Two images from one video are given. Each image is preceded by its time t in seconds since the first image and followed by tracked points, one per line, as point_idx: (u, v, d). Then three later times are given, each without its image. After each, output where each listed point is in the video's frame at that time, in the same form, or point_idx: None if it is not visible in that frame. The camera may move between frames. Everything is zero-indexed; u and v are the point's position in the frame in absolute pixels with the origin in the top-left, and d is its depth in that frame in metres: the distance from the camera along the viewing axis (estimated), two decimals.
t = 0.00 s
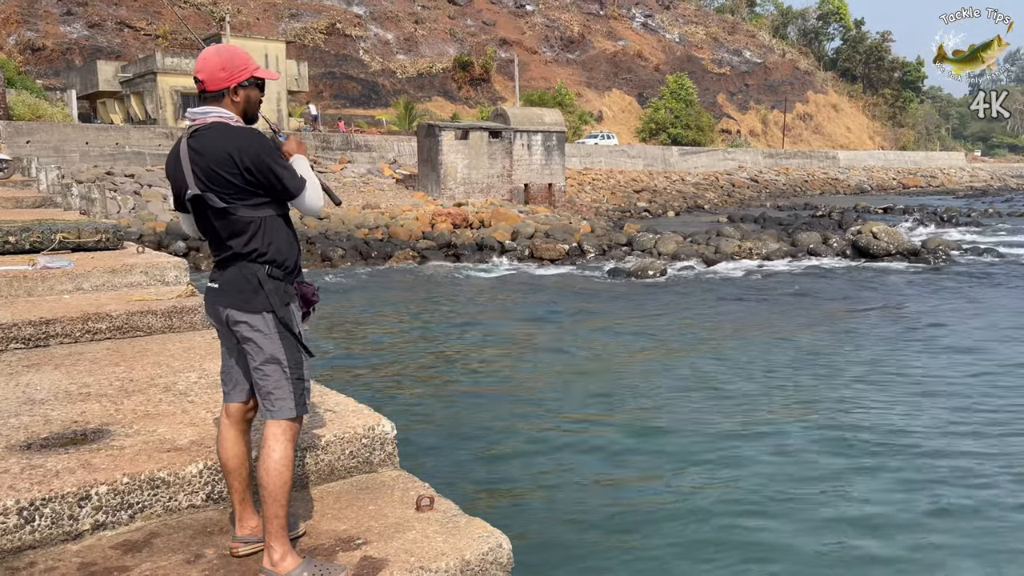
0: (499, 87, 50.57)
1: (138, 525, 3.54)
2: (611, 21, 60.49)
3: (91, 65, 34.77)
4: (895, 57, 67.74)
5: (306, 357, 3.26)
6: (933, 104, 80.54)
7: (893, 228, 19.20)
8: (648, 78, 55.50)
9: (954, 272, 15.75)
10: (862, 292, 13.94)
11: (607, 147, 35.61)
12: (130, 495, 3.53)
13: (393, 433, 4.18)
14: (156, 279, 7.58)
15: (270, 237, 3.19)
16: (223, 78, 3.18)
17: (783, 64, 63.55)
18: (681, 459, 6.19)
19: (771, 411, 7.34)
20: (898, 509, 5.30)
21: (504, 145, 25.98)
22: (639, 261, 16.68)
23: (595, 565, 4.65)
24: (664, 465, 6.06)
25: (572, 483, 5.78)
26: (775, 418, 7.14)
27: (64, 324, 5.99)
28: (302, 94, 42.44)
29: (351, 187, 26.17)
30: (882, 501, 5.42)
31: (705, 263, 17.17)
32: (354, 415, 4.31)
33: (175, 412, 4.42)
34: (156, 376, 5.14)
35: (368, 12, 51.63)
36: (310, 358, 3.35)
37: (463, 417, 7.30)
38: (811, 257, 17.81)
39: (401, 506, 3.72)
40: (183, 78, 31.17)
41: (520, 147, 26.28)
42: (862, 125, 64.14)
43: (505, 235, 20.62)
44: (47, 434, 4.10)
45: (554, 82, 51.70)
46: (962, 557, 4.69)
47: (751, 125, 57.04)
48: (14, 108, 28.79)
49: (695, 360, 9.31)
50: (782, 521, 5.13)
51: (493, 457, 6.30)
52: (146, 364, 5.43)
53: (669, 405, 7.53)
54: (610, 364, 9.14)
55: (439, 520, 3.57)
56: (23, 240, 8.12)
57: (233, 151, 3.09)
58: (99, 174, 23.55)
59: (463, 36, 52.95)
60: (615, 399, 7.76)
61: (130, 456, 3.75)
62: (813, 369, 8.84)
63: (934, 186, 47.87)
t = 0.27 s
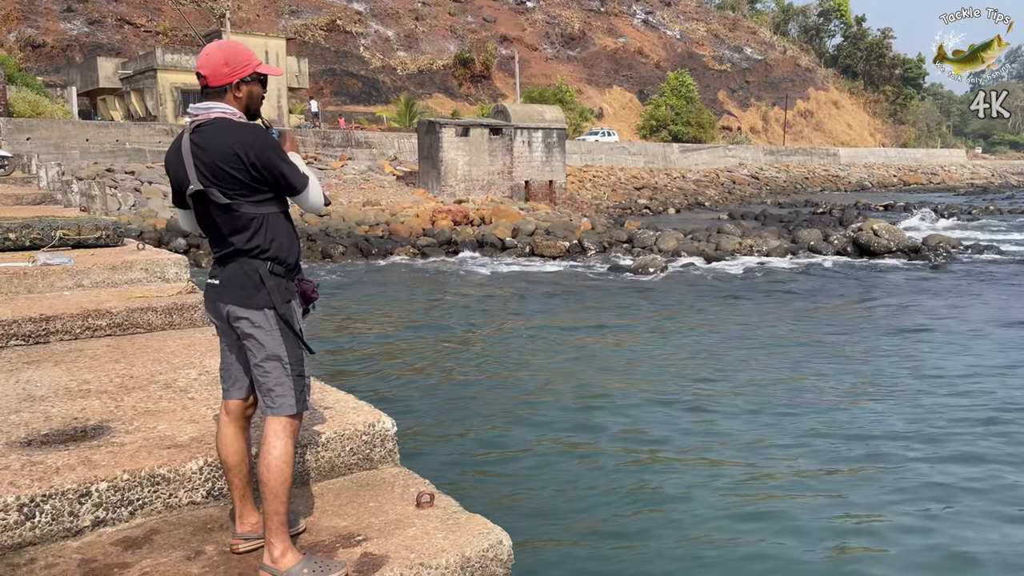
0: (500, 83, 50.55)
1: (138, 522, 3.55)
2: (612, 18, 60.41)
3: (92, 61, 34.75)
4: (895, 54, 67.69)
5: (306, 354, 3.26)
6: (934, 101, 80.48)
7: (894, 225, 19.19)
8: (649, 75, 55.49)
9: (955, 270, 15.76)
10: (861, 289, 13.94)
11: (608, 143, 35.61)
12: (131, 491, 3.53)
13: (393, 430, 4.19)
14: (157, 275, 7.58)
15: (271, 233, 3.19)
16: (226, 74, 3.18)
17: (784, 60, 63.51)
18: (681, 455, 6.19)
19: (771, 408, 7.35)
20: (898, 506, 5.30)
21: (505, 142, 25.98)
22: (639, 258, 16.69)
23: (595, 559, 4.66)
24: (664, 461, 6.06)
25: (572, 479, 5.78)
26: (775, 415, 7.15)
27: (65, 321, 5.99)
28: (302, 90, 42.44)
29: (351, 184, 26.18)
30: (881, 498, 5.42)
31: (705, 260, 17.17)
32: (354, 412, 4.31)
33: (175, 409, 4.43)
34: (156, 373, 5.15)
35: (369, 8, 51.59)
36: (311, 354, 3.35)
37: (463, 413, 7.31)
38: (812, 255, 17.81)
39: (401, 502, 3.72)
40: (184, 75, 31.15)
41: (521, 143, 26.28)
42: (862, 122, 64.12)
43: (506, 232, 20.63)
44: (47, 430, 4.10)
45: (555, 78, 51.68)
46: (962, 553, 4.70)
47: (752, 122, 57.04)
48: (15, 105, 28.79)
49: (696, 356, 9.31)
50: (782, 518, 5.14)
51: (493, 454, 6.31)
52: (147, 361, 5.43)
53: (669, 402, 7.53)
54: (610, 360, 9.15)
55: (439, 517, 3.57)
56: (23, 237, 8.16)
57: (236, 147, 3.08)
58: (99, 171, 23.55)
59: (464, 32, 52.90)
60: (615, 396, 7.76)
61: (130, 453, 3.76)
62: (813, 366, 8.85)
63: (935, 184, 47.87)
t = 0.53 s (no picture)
0: (502, 79, 50.48)
1: (141, 517, 3.55)
2: (615, 12, 60.22)
3: (94, 57, 34.74)
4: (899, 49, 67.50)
5: (308, 349, 3.26)
6: (938, 96, 80.25)
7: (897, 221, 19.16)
8: (651, 70, 55.40)
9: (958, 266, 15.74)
10: (864, 285, 13.93)
11: (610, 139, 35.56)
12: (134, 486, 3.54)
13: (395, 426, 4.19)
14: (159, 271, 7.58)
15: (275, 228, 3.19)
16: (234, 69, 3.18)
17: (787, 55, 63.37)
18: (683, 451, 6.20)
19: (773, 404, 7.35)
20: (902, 502, 5.30)
21: (507, 137, 25.95)
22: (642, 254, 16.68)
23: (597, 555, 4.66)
24: (666, 457, 6.07)
25: (574, 475, 5.78)
26: (777, 411, 7.14)
27: (67, 316, 6.00)
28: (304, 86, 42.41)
29: (354, 180, 26.18)
30: (884, 495, 5.42)
31: (708, 255, 17.15)
32: (356, 407, 4.32)
33: (178, 404, 4.43)
34: (159, 369, 5.16)
35: (371, 3, 51.51)
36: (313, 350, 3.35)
37: (465, 409, 7.31)
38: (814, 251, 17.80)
39: (404, 498, 3.72)
40: (186, 70, 31.15)
41: (523, 139, 26.25)
42: (865, 117, 63.99)
43: (508, 227, 20.62)
44: (49, 425, 4.11)
45: (557, 73, 51.60)
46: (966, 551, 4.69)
47: (754, 117, 56.98)
48: (17, 101, 28.81)
49: (698, 353, 9.31)
50: (784, 514, 5.13)
51: (495, 449, 6.31)
52: (150, 356, 5.44)
53: (671, 398, 7.53)
54: (613, 356, 9.14)
55: (442, 512, 3.58)
56: (26, 232, 8.19)
57: (244, 142, 3.08)
58: (102, 166, 23.57)
59: (466, 27, 52.78)
60: (617, 392, 7.76)
61: (133, 448, 3.76)
62: (816, 362, 8.84)
63: (938, 179, 47.77)
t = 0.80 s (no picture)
0: (507, 72, 50.38)
1: (148, 509, 3.56)
2: (620, 6, 59.96)
3: (98, 51, 34.76)
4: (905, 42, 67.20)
5: (314, 342, 3.26)
6: (944, 89, 79.88)
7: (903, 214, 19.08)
8: (656, 63, 55.27)
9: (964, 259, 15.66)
10: (868, 279, 13.89)
11: (615, 133, 35.50)
12: (140, 479, 3.55)
13: (400, 419, 4.19)
14: (165, 265, 7.60)
15: (281, 221, 3.19)
16: (244, 61, 3.18)
17: (792, 49, 63.14)
18: (686, 444, 6.21)
19: (778, 398, 7.34)
20: (907, 494, 5.29)
21: (511, 131, 25.93)
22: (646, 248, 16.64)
23: (602, 548, 4.67)
24: (671, 451, 6.07)
25: (579, 469, 5.79)
26: (782, 405, 7.13)
27: (73, 309, 6.01)
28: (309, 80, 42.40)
29: (358, 174, 26.18)
30: (889, 487, 5.41)
31: (713, 249, 17.12)
32: (362, 400, 4.32)
33: (184, 396, 4.44)
34: (165, 362, 5.16)
35: None
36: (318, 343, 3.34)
37: (470, 402, 7.31)
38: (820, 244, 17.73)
39: (409, 490, 3.73)
40: (190, 64, 31.14)
41: (528, 133, 26.20)
42: (871, 111, 63.74)
43: (512, 221, 20.61)
44: (56, 418, 4.12)
45: (562, 67, 51.49)
46: (972, 541, 4.68)
47: (759, 111, 56.83)
48: (23, 95, 28.85)
49: (703, 346, 9.30)
50: (789, 507, 5.13)
51: (500, 442, 6.32)
52: (155, 349, 5.45)
53: (676, 392, 7.53)
54: (618, 350, 9.13)
55: (448, 505, 3.58)
56: (31, 226, 8.21)
57: (252, 134, 3.08)
58: (107, 161, 23.60)
59: (470, 21, 52.66)
60: (622, 385, 7.75)
61: (140, 440, 3.77)
62: (820, 355, 8.83)
63: (944, 173, 47.60)
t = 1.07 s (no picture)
0: (513, 65, 50.26)
1: (157, 501, 3.58)
2: None
3: (105, 44, 34.77)
4: (914, 33, 66.81)
5: (322, 334, 3.26)
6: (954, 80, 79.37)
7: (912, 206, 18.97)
8: (663, 55, 55.08)
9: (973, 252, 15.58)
10: (876, 272, 13.85)
11: (622, 125, 35.41)
12: (149, 471, 3.56)
13: (408, 411, 4.19)
14: (172, 258, 7.61)
15: (289, 214, 3.19)
16: (253, 52, 3.17)
17: (800, 40, 62.81)
18: (690, 438, 6.22)
19: (787, 391, 7.32)
20: (916, 491, 5.28)
21: (517, 124, 25.88)
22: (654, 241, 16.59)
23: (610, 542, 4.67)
24: (679, 445, 6.06)
25: (587, 463, 5.79)
26: (790, 398, 7.12)
27: (82, 302, 6.04)
28: (315, 73, 42.40)
29: (364, 167, 26.20)
30: (897, 483, 5.40)
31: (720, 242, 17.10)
32: (370, 392, 4.33)
33: (192, 389, 4.46)
34: (173, 354, 5.18)
35: None
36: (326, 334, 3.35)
37: (478, 396, 7.32)
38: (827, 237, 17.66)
39: (418, 482, 3.73)
40: (197, 58, 31.15)
41: (534, 125, 26.14)
42: (879, 102, 63.44)
43: (519, 214, 20.59)
44: (65, 410, 4.14)
45: (568, 59, 51.35)
46: (983, 538, 4.67)
47: (767, 103, 56.65)
48: (30, 88, 28.92)
49: (710, 339, 9.28)
50: (798, 503, 5.12)
51: (508, 437, 6.32)
52: (163, 342, 5.46)
53: (684, 386, 7.52)
54: (625, 343, 9.13)
55: (456, 497, 3.58)
56: (39, 219, 8.25)
57: (262, 127, 3.07)
58: (114, 154, 23.65)
59: (476, 13, 52.49)
60: (629, 379, 7.74)
61: (149, 432, 3.79)
62: (828, 348, 8.80)
63: (954, 165, 47.35)
